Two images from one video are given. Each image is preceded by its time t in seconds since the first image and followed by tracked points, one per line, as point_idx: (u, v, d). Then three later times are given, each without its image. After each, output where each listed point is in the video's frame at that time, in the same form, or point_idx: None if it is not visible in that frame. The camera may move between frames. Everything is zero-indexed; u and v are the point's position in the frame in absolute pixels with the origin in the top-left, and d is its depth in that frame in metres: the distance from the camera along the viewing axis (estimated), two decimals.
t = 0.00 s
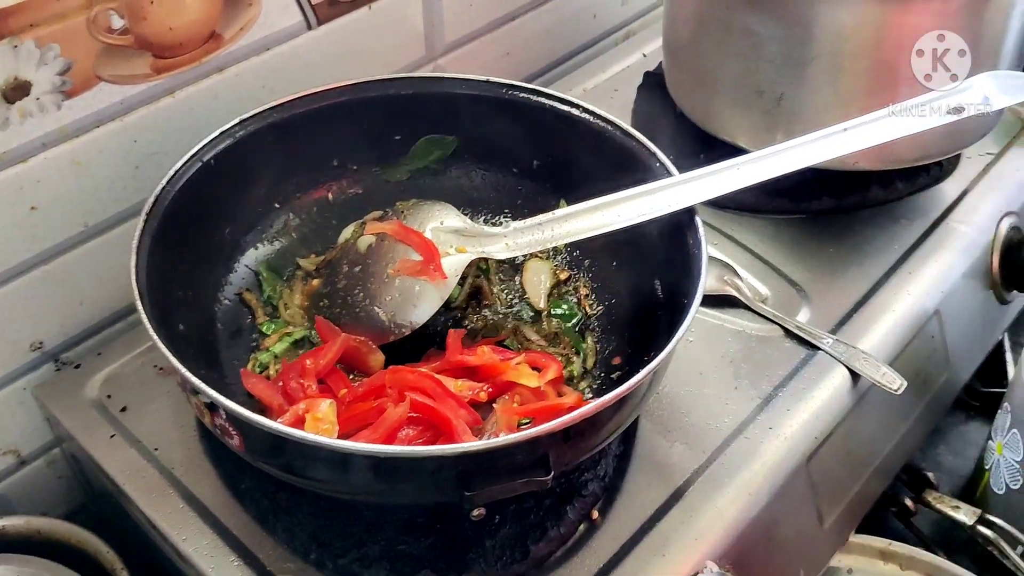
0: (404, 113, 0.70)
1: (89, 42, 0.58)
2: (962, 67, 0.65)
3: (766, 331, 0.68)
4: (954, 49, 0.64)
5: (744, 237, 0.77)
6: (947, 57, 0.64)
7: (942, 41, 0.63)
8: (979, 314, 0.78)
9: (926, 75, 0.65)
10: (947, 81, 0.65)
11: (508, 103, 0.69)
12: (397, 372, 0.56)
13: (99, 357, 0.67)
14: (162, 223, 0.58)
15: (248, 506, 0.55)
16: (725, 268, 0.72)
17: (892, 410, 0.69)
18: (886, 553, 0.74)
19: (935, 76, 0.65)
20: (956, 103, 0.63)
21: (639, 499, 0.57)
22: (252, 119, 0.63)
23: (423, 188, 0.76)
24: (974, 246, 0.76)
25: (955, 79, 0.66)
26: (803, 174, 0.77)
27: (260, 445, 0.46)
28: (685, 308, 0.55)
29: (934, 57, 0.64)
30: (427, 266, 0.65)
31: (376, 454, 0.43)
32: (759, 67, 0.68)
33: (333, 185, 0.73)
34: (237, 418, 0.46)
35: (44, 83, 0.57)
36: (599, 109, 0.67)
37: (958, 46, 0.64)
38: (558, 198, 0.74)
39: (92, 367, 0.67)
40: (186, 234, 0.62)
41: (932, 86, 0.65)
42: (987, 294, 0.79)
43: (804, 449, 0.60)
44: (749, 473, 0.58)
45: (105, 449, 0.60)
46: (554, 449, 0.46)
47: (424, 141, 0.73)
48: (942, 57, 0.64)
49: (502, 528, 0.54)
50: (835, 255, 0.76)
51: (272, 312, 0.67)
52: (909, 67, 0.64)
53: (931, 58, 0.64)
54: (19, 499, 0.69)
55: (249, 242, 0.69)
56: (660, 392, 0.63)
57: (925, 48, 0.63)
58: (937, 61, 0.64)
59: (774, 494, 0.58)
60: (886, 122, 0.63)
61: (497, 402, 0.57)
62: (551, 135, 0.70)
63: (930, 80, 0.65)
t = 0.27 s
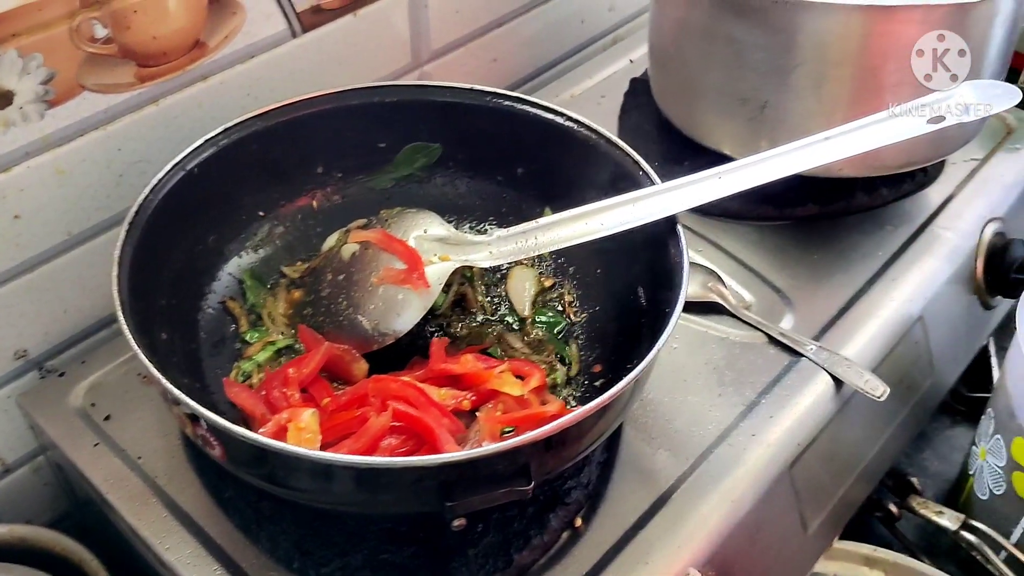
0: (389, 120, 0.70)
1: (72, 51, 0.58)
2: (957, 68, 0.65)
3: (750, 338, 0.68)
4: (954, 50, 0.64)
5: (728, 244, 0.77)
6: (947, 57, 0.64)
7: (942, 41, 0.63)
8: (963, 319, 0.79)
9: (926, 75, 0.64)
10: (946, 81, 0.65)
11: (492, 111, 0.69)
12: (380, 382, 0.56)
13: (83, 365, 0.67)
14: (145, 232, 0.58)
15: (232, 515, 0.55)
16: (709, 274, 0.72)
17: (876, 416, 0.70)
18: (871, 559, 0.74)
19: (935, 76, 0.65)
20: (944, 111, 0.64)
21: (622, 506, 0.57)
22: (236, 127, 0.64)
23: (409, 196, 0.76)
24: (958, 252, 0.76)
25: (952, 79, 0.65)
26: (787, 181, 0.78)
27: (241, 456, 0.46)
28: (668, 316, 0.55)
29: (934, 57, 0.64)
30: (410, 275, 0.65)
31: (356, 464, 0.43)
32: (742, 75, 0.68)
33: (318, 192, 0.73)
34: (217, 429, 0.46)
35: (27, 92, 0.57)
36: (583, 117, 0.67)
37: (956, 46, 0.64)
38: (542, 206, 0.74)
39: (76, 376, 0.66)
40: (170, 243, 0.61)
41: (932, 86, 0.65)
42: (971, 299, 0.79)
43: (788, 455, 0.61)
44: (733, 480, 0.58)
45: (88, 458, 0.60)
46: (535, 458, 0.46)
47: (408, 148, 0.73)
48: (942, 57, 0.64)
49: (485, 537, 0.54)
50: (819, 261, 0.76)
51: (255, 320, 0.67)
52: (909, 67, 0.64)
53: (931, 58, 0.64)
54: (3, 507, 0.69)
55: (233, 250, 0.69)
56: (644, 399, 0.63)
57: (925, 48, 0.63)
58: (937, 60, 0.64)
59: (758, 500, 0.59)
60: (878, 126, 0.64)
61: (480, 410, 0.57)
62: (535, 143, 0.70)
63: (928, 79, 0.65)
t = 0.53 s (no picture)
0: (384, 121, 0.71)
1: (68, 53, 0.58)
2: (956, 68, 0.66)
3: (742, 337, 0.69)
4: (954, 49, 0.65)
5: (721, 244, 0.78)
6: (947, 57, 0.65)
7: (942, 41, 0.64)
8: (954, 319, 0.79)
9: (927, 74, 0.65)
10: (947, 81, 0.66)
11: (486, 113, 0.70)
12: (374, 381, 0.57)
13: (80, 366, 0.68)
14: (141, 233, 0.58)
15: (227, 514, 0.56)
16: (702, 274, 0.72)
17: (867, 414, 0.70)
18: (863, 556, 0.75)
19: (936, 76, 0.66)
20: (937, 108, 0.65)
21: (616, 504, 0.57)
22: (231, 128, 0.64)
23: (403, 196, 0.76)
24: (948, 252, 0.77)
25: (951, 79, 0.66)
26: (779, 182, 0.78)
27: (237, 455, 0.47)
28: (659, 315, 0.56)
29: (935, 57, 0.64)
30: (404, 275, 0.66)
31: (350, 463, 0.43)
32: (734, 76, 0.69)
33: (312, 193, 0.74)
34: (213, 428, 0.46)
35: (22, 94, 0.57)
36: (576, 118, 0.68)
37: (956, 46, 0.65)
38: (536, 206, 0.74)
39: (72, 376, 0.67)
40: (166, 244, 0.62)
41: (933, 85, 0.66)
42: (961, 299, 0.80)
43: (779, 453, 0.61)
44: (725, 478, 0.59)
45: (84, 458, 0.61)
46: (527, 456, 0.46)
47: (402, 149, 0.73)
48: (942, 57, 0.65)
49: (479, 535, 0.54)
50: (810, 261, 0.77)
51: (250, 320, 0.67)
52: (910, 67, 0.65)
53: (932, 58, 0.65)
54: None
55: (229, 251, 0.69)
56: (637, 398, 0.64)
57: (926, 48, 0.64)
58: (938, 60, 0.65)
59: (750, 498, 0.59)
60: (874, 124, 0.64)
61: (474, 409, 0.58)
62: (529, 144, 0.71)
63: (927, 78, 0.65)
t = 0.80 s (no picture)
0: (388, 119, 0.71)
1: (72, 51, 0.58)
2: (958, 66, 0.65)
3: (747, 334, 0.69)
4: (954, 50, 0.64)
5: (726, 241, 0.78)
6: (947, 57, 0.65)
7: (942, 41, 0.64)
8: (959, 316, 0.79)
9: (926, 74, 0.65)
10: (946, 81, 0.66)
11: (491, 110, 0.70)
12: (381, 379, 0.57)
13: (85, 364, 0.68)
14: (146, 231, 0.58)
15: (234, 512, 0.56)
16: (707, 271, 0.72)
17: (872, 411, 0.70)
18: (868, 553, 0.75)
19: (935, 76, 0.65)
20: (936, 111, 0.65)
21: (622, 501, 0.57)
22: (236, 126, 0.64)
23: (408, 194, 0.76)
24: (953, 249, 0.77)
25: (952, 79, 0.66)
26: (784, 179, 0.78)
27: (244, 453, 0.47)
28: (666, 312, 0.56)
29: (934, 57, 0.64)
30: (410, 273, 0.66)
31: (358, 461, 0.43)
32: (739, 72, 0.69)
33: (317, 191, 0.74)
34: (220, 426, 0.46)
35: (27, 92, 0.57)
36: (581, 116, 0.67)
37: (957, 46, 0.64)
38: (541, 203, 0.74)
39: (78, 374, 0.67)
40: (171, 241, 0.62)
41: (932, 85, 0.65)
42: (966, 295, 0.80)
43: (785, 450, 0.61)
44: (731, 475, 0.58)
45: (90, 456, 0.61)
46: (534, 454, 0.46)
47: (407, 146, 0.73)
48: (942, 57, 0.65)
49: (486, 532, 0.54)
50: (815, 258, 0.76)
51: (256, 318, 0.67)
52: (909, 67, 0.64)
53: (931, 58, 0.64)
54: (6, 505, 0.69)
55: (234, 249, 0.69)
56: (643, 395, 0.64)
57: (925, 48, 0.64)
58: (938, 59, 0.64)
59: (755, 495, 0.59)
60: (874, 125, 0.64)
61: (480, 407, 0.58)
62: (533, 141, 0.71)
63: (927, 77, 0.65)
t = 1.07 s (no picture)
0: (399, 114, 0.70)
1: (83, 47, 0.58)
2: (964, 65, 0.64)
3: (762, 330, 0.68)
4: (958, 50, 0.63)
5: (738, 236, 0.78)
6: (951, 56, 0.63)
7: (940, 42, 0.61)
8: (972, 311, 0.79)
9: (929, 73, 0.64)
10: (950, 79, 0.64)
11: (502, 105, 0.69)
12: (394, 376, 0.57)
13: (96, 360, 0.68)
14: (158, 227, 0.58)
15: (247, 509, 0.56)
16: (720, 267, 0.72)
17: (886, 408, 0.70)
18: (882, 549, 0.75)
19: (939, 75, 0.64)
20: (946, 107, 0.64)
21: (636, 499, 0.57)
22: (247, 122, 0.63)
23: (418, 189, 0.76)
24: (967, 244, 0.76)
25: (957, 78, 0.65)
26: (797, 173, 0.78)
27: (258, 451, 0.47)
28: (681, 309, 0.55)
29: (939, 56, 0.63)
30: (422, 269, 0.66)
31: (373, 459, 0.43)
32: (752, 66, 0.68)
33: (328, 186, 0.73)
34: (234, 424, 0.46)
35: (38, 88, 0.57)
36: (593, 110, 0.67)
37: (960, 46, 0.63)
38: (552, 198, 0.74)
39: (89, 370, 0.67)
40: (183, 237, 0.62)
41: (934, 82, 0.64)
42: (980, 291, 0.79)
43: (799, 447, 0.61)
44: (745, 472, 0.58)
45: (102, 452, 0.60)
46: (550, 452, 0.46)
47: (417, 142, 0.73)
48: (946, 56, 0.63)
49: (500, 529, 0.54)
50: (829, 253, 0.76)
51: (268, 314, 0.67)
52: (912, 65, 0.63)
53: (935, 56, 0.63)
54: (17, 501, 0.69)
55: (245, 245, 0.69)
56: (656, 392, 0.64)
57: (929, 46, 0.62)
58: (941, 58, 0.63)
59: (770, 492, 0.59)
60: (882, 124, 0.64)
61: (493, 404, 0.58)
62: (545, 136, 0.70)
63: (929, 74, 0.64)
